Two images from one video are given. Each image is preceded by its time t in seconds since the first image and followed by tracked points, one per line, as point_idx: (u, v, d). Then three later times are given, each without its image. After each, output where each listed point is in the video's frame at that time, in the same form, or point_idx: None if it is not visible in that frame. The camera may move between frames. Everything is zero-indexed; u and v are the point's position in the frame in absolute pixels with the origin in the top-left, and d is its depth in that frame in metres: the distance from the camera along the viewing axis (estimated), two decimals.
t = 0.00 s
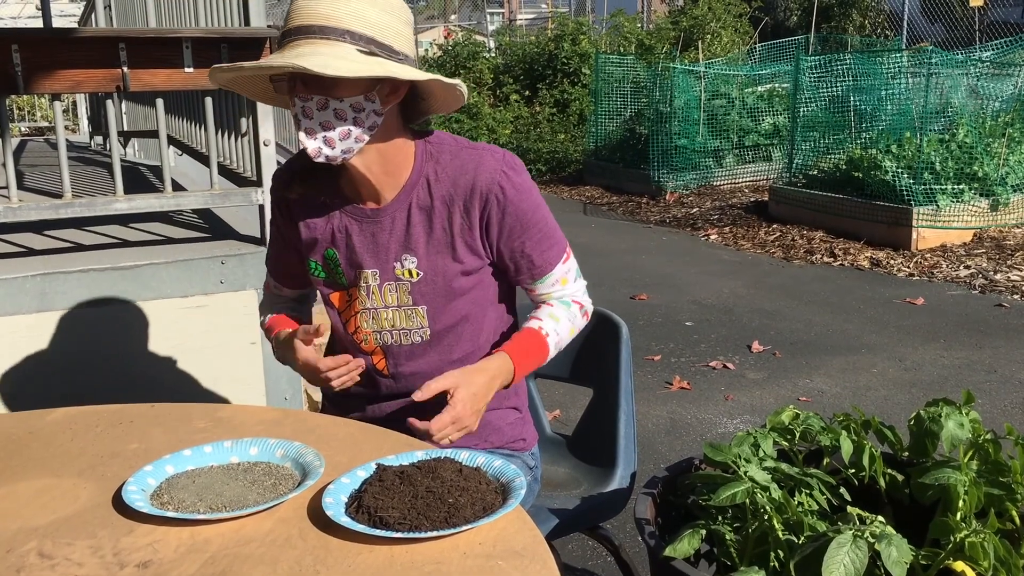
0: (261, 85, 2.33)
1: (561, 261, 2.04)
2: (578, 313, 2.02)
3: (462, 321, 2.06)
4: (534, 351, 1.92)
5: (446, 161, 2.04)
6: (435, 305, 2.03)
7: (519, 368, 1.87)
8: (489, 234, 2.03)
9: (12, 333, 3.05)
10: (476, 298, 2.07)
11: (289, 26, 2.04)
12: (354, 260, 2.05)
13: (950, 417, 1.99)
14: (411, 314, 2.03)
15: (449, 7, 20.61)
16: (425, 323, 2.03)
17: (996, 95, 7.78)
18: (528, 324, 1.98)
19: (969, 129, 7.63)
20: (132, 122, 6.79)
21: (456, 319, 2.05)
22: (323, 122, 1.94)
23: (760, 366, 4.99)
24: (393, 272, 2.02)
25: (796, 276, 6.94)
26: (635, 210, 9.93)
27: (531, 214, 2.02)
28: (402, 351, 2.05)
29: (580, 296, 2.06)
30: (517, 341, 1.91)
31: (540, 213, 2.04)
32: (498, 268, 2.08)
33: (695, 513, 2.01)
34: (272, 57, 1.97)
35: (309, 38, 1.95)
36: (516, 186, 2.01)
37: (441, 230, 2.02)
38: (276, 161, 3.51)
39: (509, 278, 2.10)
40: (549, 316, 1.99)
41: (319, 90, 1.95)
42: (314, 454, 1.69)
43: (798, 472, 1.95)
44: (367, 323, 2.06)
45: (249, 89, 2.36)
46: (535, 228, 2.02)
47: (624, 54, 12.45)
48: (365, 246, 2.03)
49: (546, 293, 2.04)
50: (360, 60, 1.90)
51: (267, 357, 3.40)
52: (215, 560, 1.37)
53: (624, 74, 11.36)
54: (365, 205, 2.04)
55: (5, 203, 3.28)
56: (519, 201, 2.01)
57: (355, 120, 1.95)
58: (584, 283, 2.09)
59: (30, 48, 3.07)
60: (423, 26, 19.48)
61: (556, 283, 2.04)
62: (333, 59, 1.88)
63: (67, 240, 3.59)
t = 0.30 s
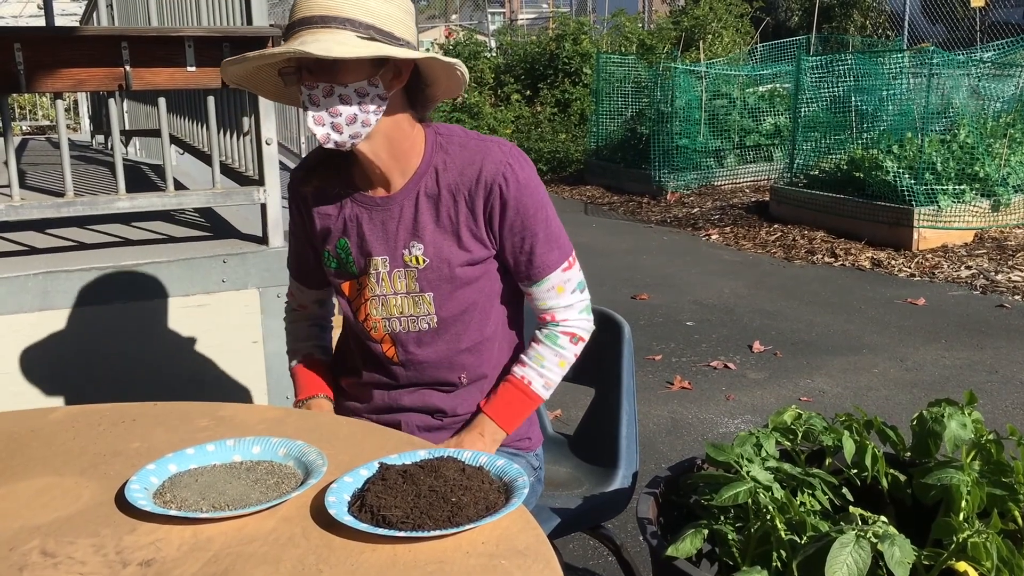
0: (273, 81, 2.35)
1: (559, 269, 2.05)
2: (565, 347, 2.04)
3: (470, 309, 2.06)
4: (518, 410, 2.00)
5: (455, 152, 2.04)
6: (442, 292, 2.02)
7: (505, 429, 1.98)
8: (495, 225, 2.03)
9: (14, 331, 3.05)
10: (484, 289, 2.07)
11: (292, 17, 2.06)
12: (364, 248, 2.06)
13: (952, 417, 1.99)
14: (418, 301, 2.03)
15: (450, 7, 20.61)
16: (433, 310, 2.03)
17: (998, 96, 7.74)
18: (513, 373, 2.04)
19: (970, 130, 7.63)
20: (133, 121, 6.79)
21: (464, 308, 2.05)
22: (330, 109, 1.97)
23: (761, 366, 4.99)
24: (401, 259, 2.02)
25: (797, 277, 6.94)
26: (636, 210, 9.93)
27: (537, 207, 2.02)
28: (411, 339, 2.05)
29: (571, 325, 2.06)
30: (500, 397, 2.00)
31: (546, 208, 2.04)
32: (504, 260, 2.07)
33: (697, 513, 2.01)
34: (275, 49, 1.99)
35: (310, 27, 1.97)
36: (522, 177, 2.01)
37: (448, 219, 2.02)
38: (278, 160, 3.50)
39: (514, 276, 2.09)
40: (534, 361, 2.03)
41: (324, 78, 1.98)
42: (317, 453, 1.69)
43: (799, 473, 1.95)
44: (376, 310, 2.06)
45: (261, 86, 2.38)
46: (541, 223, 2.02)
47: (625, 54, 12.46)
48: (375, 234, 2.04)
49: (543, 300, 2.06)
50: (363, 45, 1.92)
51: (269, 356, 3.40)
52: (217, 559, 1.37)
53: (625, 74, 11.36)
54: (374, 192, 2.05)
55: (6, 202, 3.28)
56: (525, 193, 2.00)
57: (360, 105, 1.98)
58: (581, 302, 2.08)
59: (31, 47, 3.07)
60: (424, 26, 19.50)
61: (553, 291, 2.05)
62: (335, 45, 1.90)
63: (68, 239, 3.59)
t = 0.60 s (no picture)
0: (282, 80, 2.37)
1: (562, 262, 2.04)
2: (569, 345, 2.03)
3: (478, 298, 2.06)
4: (527, 412, 1.99)
5: (462, 143, 2.06)
6: (450, 281, 2.03)
7: (514, 431, 1.98)
8: (501, 213, 2.03)
9: (16, 331, 3.05)
10: (491, 278, 2.07)
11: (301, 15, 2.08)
12: (374, 238, 2.07)
13: (954, 419, 1.99)
14: (426, 289, 2.03)
15: (452, 8, 20.61)
16: (441, 298, 2.03)
17: (1000, 98, 7.75)
18: (519, 375, 2.03)
19: (972, 131, 7.61)
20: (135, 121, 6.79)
21: (472, 296, 2.05)
22: (342, 101, 1.98)
23: (763, 367, 4.99)
24: (410, 248, 2.03)
25: (799, 278, 6.93)
26: (638, 211, 9.93)
27: (541, 196, 2.02)
28: (420, 327, 2.06)
29: (575, 322, 2.05)
30: (508, 399, 1.99)
31: (551, 199, 2.05)
32: (511, 251, 2.08)
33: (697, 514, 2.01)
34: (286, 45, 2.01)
35: (318, 22, 1.99)
36: (527, 166, 2.02)
37: (455, 208, 2.03)
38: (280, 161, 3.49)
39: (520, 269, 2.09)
40: (538, 360, 2.02)
41: (335, 71, 2.00)
42: (317, 453, 1.69)
43: (801, 474, 1.94)
44: (386, 300, 2.07)
45: (268, 86, 2.40)
46: (545, 212, 2.02)
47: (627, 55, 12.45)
48: (384, 224, 2.06)
49: (546, 293, 2.05)
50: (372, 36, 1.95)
51: (269, 356, 3.40)
52: (217, 559, 1.37)
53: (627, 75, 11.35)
54: (383, 183, 2.07)
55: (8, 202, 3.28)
56: (529, 181, 2.01)
57: (371, 96, 2.00)
58: (584, 299, 2.07)
59: (33, 47, 3.07)
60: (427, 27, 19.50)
61: (556, 284, 2.05)
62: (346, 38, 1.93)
63: (70, 239, 3.58)
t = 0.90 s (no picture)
0: (286, 90, 2.34)
1: (565, 259, 2.04)
2: (570, 342, 2.03)
3: (486, 295, 2.05)
4: (527, 409, 1.99)
5: (468, 142, 2.07)
6: (458, 278, 2.03)
7: (516, 427, 1.98)
8: (507, 209, 2.03)
9: (19, 333, 3.05)
10: (499, 276, 2.07)
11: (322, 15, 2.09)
12: (382, 237, 2.07)
13: (957, 422, 1.98)
14: (435, 287, 2.03)
15: (455, 11, 20.63)
16: (449, 295, 2.03)
17: (1003, 101, 7.71)
18: (520, 372, 2.03)
19: (975, 135, 7.59)
20: (137, 123, 6.80)
21: (480, 292, 2.04)
22: (392, 93, 2.03)
23: (765, 370, 4.98)
24: (418, 247, 2.03)
25: (801, 281, 6.93)
26: (640, 213, 9.93)
27: (546, 193, 2.03)
28: (430, 325, 2.05)
29: (575, 319, 2.05)
30: (511, 396, 1.99)
31: (555, 196, 2.06)
32: (518, 249, 2.08)
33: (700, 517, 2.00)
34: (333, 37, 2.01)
35: (359, 16, 2.02)
36: (532, 163, 2.03)
37: (462, 206, 2.03)
38: (282, 162, 3.49)
39: (526, 266, 2.09)
40: (539, 357, 2.02)
41: (378, 64, 2.05)
42: (320, 455, 1.69)
43: (803, 478, 1.93)
44: (396, 299, 2.07)
45: (272, 94, 2.35)
46: (550, 209, 2.03)
47: (629, 58, 12.46)
48: (392, 223, 2.06)
49: (548, 291, 2.06)
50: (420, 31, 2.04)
51: (272, 358, 3.41)
52: (219, 561, 1.37)
53: (629, 78, 11.35)
54: (392, 183, 2.09)
55: (10, 204, 3.28)
56: (534, 179, 2.02)
57: (413, 90, 2.07)
58: (584, 297, 2.07)
59: (36, 49, 3.07)
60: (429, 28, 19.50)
61: (558, 282, 2.05)
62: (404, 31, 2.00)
63: (72, 241, 3.59)
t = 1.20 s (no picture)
0: (280, 92, 2.33)
1: (560, 260, 2.05)
2: (567, 345, 2.03)
3: (481, 299, 2.06)
4: (526, 412, 1.99)
5: (460, 146, 2.08)
6: (454, 282, 2.03)
7: (515, 432, 1.98)
8: (501, 213, 2.04)
9: (21, 335, 3.05)
10: (494, 279, 2.08)
11: (318, 20, 2.08)
12: (377, 242, 2.08)
13: (958, 425, 1.98)
14: (430, 291, 2.04)
15: (455, 14, 20.67)
16: (445, 299, 2.04)
17: (1004, 105, 7.74)
18: (517, 376, 2.03)
19: (975, 139, 7.60)
20: (139, 125, 6.81)
21: (475, 295, 2.05)
22: (387, 101, 2.04)
23: (766, 373, 4.98)
24: (413, 251, 2.04)
25: (802, 284, 6.94)
26: (641, 217, 9.94)
27: (539, 196, 2.04)
28: (425, 329, 2.06)
29: (572, 321, 2.06)
30: (508, 399, 1.99)
31: (549, 198, 2.06)
32: (511, 252, 2.08)
33: (701, 520, 2.01)
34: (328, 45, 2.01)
35: (355, 24, 2.03)
36: (525, 166, 2.04)
37: (456, 210, 2.04)
38: (284, 165, 3.51)
39: (521, 269, 2.09)
40: (536, 360, 2.03)
41: (373, 72, 2.06)
42: (322, 456, 1.70)
43: (805, 480, 1.94)
44: (391, 303, 2.07)
45: (265, 96, 2.34)
46: (543, 211, 2.04)
47: (630, 62, 12.48)
48: (386, 227, 2.06)
49: (543, 293, 2.06)
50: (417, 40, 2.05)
51: (274, 360, 3.42)
52: (223, 562, 1.37)
53: (630, 81, 11.37)
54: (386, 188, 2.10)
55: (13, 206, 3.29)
56: (527, 181, 2.03)
57: (408, 97, 2.08)
58: (580, 298, 2.08)
59: (40, 52, 3.08)
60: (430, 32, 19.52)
61: (553, 284, 2.05)
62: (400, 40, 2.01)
63: (75, 243, 3.59)
